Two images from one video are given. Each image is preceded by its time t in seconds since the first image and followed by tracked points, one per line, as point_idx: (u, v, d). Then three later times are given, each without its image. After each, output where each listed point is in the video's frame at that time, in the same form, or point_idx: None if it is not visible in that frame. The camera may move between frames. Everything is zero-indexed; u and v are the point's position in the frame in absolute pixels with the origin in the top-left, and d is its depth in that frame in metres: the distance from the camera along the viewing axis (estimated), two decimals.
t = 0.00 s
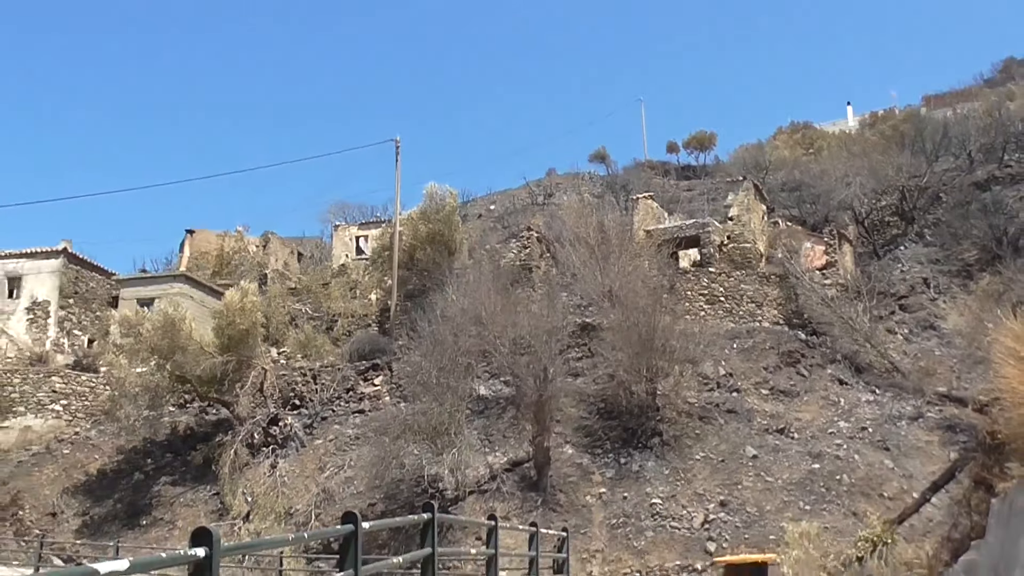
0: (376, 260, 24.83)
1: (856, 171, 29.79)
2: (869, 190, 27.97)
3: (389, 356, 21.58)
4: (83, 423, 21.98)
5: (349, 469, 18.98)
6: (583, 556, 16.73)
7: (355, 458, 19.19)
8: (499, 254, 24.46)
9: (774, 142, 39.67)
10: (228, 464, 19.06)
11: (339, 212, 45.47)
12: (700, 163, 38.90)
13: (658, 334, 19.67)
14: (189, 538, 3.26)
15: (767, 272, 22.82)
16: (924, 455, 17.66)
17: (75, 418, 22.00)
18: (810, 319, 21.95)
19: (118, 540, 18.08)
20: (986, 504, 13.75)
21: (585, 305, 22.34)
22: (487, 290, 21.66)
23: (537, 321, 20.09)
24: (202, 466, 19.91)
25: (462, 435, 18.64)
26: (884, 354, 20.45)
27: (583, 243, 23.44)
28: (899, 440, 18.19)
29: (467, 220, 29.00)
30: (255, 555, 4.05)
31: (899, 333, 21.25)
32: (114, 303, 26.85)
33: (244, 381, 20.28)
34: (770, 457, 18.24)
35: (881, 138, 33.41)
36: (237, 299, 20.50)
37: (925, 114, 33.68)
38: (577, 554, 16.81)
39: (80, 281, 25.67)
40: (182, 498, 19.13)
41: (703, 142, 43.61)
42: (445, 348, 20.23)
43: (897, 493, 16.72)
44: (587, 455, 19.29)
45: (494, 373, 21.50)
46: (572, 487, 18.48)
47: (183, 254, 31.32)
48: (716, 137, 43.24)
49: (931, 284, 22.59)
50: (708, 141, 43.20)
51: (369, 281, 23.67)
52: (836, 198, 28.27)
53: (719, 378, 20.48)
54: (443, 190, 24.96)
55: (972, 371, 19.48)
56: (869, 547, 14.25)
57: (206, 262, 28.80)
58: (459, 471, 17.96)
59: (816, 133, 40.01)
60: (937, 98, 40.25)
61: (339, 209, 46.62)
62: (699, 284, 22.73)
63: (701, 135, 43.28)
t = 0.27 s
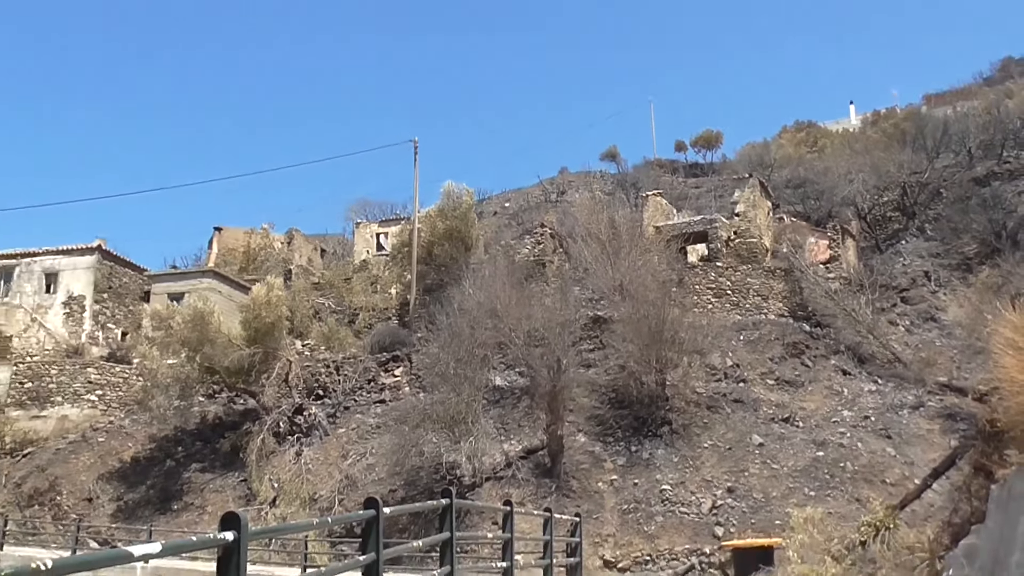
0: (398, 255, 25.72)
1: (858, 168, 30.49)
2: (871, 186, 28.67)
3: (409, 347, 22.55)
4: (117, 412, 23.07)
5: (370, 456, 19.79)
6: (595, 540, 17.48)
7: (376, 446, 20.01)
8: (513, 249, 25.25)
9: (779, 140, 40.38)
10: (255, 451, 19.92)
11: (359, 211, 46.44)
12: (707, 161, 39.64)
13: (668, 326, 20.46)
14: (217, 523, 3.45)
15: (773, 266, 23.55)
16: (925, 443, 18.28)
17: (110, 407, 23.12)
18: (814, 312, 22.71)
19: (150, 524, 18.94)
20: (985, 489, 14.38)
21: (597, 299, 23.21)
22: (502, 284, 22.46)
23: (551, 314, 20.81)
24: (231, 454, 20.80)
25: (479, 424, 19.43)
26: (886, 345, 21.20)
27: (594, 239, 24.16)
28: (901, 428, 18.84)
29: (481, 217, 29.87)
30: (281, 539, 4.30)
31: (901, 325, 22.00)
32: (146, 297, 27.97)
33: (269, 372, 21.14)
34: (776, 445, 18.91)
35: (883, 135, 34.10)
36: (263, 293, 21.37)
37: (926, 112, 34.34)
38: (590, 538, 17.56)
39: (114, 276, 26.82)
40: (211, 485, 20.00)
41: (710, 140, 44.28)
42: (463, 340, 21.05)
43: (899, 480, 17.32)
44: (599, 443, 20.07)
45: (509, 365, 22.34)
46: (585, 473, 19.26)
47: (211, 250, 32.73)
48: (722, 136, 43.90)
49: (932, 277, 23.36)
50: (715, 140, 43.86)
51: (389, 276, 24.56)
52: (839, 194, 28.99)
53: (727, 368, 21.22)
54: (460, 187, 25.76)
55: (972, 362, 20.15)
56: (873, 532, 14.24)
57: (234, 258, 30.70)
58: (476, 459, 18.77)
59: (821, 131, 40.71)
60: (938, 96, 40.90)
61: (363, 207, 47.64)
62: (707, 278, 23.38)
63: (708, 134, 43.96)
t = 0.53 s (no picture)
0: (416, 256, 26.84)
1: (864, 168, 31.09)
2: (875, 186, 29.26)
3: (427, 344, 23.37)
4: (148, 407, 24.04)
5: (391, 449, 20.52)
6: (608, 530, 18.10)
7: (396, 439, 20.74)
8: (527, 248, 26.18)
9: (786, 141, 40.99)
10: (279, 444, 20.68)
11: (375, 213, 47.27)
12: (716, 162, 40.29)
13: (678, 323, 21.11)
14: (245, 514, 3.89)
15: (781, 265, 24.21)
16: (929, 437, 18.81)
17: (140, 402, 24.13)
18: (820, 309, 23.29)
19: (179, 514, 19.67)
20: (989, 481, 14.90)
21: (609, 297, 23.99)
22: (517, 283, 23.17)
23: (564, 312, 21.48)
24: (256, 447, 21.59)
25: (495, 418, 20.08)
26: (890, 340, 21.78)
27: (606, 239, 24.84)
28: (906, 422, 19.35)
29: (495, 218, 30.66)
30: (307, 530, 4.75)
31: (906, 321, 22.58)
32: (174, 296, 28.92)
33: (293, 368, 21.95)
34: (784, 438, 19.49)
35: (887, 137, 34.69)
36: (287, 292, 22.17)
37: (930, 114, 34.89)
38: (602, 529, 18.17)
39: (144, 276, 27.77)
40: (238, 477, 20.74)
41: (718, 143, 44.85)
42: (479, 337, 21.76)
43: (904, 472, 17.80)
44: (611, 437, 20.74)
45: (524, 361, 23.12)
46: (598, 466, 19.90)
47: (237, 251, 34.00)
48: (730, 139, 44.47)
49: (936, 275, 23.93)
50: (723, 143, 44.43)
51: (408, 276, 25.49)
52: (844, 194, 29.61)
53: (735, 364, 21.89)
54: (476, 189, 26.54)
55: (975, 357, 20.70)
56: (878, 524, 14.99)
57: (259, 258, 31.92)
58: (492, 451, 19.38)
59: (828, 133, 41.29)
60: (942, 98, 41.42)
61: (379, 210, 48.45)
62: (717, 277, 24.12)
63: (716, 136, 44.57)
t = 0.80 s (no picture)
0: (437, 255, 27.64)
1: (878, 167, 31.39)
2: (889, 185, 29.56)
3: (447, 341, 23.97)
4: (178, 403, 24.79)
5: (413, 444, 21.06)
6: (626, 523, 18.55)
7: (418, 434, 21.28)
8: (546, 246, 26.91)
9: (800, 141, 41.29)
10: (305, 439, 21.29)
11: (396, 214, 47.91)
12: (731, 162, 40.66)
13: (694, 320, 21.52)
14: (273, 507, 4.16)
15: (795, 262, 24.57)
16: (943, 431, 19.08)
17: (171, 398, 24.91)
18: (834, 306, 23.60)
19: (210, 506, 20.29)
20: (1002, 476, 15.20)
21: (626, 295, 24.53)
22: (536, 281, 23.67)
23: (582, 309, 21.87)
24: (283, 441, 22.22)
25: (515, 413, 20.64)
26: (904, 337, 22.10)
27: (623, 238, 25.17)
28: (920, 417, 19.64)
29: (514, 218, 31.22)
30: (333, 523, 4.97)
31: (920, 318, 22.88)
32: (204, 296, 29.68)
33: (318, 364, 22.55)
34: (798, 433, 19.86)
35: (900, 136, 34.94)
36: (312, 291, 22.82)
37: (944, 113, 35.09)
38: (620, 522, 18.63)
39: (174, 276, 28.53)
40: (265, 470, 21.34)
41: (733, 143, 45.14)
42: (499, 334, 22.26)
43: (918, 466, 18.07)
44: (628, 432, 21.20)
45: (543, 357, 23.72)
46: (616, 460, 20.35)
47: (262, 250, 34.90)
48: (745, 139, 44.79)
49: (949, 272, 24.21)
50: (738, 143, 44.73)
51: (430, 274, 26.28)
52: (858, 192, 29.92)
53: (751, 360, 22.31)
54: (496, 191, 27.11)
55: (988, 353, 21.00)
56: (892, 517, 15.38)
57: (285, 258, 32.76)
58: (512, 446, 19.99)
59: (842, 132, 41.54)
60: (956, 97, 41.56)
61: (400, 211, 49.15)
62: (732, 275, 24.47)
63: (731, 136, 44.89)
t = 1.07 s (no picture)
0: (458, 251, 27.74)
1: (902, 160, 31.10)
2: (914, 177, 29.27)
3: (469, 335, 24.04)
4: (202, 397, 25.02)
5: (435, 438, 21.12)
6: (648, 517, 18.53)
7: (440, 429, 21.34)
8: (567, 239, 26.92)
9: (823, 134, 40.98)
10: (328, 434, 21.43)
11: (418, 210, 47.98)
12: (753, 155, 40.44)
13: (716, 314, 21.40)
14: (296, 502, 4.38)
15: (818, 256, 24.35)
16: (970, 426, 18.90)
17: (195, 393, 25.15)
18: (858, 300, 23.29)
19: (234, 500, 20.46)
20: None
21: (647, 289, 24.53)
22: (557, 275, 23.64)
23: (603, 304, 21.71)
24: (306, 436, 22.38)
25: (536, 408, 20.57)
26: (929, 331, 21.89)
27: (644, 231, 25.11)
28: (946, 412, 19.45)
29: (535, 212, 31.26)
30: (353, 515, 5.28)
31: (945, 311, 22.66)
32: (227, 292, 29.85)
33: (341, 359, 22.78)
34: (822, 428, 19.72)
35: (925, 128, 34.56)
36: (334, 287, 22.96)
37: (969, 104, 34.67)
38: (642, 516, 18.62)
39: (197, 272, 28.78)
40: (289, 464, 21.49)
41: (755, 137, 44.81)
42: (520, 328, 22.23)
43: (943, 461, 17.91)
44: (650, 427, 21.15)
45: (564, 352, 23.80)
46: (638, 455, 20.32)
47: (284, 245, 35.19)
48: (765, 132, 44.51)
49: (976, 265, 23.95)
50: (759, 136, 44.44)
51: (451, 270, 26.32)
52: (882, 185, 29.69)
53: (773, 355, 22.21)
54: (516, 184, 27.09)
55: (1015, 348, 20.77)
56: (917, 512, 15.23)
57: (307, 253, 33.03)
58: (533, 441, 19.89)
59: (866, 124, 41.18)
60: (982, 88, 41.02)
61: (421, 206, 49.32)
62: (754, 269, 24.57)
63: (753, 129, 44.62)
